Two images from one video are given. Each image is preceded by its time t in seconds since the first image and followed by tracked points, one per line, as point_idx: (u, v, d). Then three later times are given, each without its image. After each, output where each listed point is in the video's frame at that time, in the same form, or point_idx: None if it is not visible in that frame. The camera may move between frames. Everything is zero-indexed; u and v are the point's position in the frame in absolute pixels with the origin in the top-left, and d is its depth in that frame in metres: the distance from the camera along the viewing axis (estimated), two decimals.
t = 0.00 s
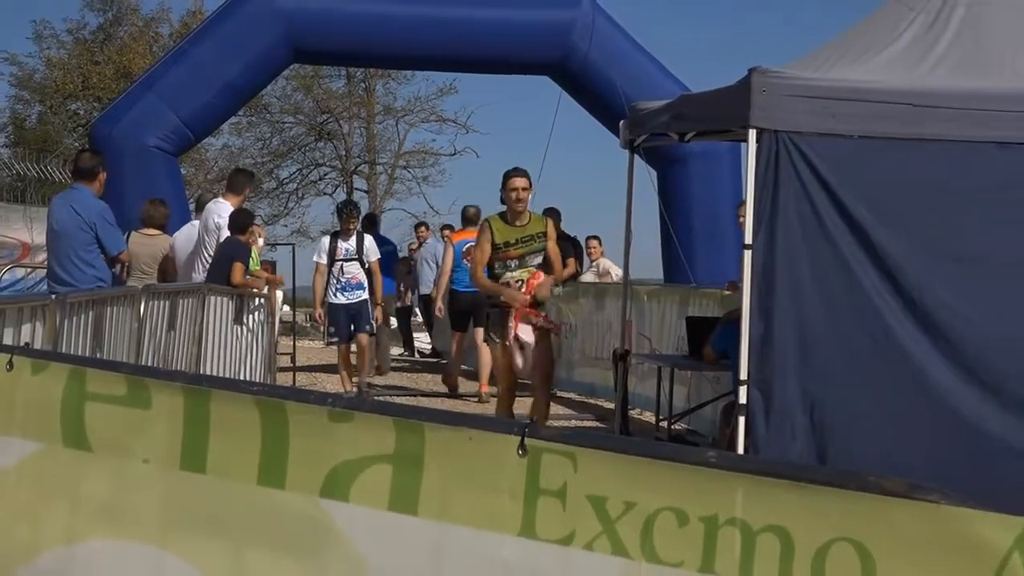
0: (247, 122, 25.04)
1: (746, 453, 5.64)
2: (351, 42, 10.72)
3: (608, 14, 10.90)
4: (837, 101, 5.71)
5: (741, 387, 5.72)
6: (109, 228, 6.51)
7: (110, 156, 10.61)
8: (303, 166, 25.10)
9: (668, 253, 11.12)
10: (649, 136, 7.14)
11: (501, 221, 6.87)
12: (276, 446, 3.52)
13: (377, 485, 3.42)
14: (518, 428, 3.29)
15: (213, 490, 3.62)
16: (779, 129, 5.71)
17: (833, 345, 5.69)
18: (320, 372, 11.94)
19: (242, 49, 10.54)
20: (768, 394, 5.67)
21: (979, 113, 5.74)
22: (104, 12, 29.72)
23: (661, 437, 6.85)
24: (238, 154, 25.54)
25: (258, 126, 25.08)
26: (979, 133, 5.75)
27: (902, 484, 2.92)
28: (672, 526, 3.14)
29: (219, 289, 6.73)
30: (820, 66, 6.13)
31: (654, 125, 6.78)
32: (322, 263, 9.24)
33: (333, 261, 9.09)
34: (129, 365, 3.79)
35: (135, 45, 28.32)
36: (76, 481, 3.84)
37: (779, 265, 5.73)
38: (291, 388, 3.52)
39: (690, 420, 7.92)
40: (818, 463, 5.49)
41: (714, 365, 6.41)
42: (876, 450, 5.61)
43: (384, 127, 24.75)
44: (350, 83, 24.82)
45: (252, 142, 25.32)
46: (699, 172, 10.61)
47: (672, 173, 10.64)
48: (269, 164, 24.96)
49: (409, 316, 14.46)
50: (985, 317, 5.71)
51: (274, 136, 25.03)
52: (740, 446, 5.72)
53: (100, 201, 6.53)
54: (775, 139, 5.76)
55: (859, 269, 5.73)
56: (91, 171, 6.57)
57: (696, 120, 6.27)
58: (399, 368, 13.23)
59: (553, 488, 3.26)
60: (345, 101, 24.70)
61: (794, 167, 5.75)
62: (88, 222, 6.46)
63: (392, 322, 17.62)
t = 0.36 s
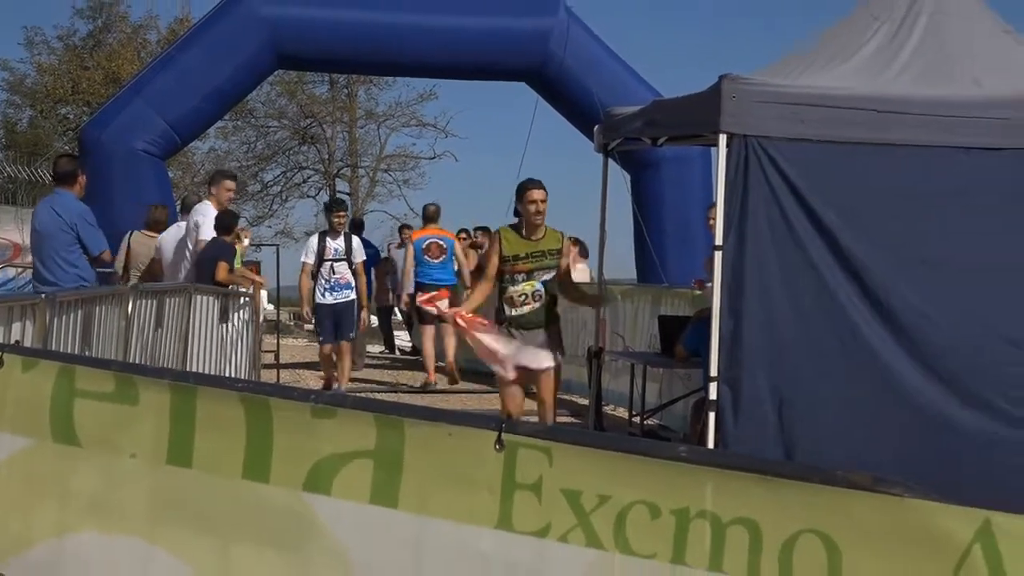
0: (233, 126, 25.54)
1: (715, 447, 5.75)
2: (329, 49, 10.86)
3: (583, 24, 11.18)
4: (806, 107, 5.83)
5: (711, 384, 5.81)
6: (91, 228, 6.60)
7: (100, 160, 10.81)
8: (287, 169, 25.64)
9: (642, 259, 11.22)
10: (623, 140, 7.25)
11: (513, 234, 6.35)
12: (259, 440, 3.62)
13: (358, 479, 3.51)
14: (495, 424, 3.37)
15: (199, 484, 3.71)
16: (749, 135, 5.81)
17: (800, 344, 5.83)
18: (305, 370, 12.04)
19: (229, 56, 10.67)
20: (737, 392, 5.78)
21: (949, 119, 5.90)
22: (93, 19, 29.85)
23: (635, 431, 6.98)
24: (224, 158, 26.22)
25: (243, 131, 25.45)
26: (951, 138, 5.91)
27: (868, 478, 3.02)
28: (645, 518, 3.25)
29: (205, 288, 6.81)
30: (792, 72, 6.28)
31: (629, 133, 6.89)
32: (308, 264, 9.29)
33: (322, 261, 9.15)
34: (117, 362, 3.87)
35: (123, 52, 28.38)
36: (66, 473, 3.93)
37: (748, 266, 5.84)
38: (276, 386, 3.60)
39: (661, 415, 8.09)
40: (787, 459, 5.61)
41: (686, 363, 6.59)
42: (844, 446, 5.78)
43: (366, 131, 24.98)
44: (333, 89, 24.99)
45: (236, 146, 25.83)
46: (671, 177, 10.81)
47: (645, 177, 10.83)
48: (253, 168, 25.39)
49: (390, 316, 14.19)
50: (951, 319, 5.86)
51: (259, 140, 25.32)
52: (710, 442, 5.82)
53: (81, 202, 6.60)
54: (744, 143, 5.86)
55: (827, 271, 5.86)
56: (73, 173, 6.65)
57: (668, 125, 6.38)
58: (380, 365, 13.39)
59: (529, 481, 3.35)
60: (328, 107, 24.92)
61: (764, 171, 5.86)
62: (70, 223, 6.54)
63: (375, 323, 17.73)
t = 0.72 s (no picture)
0: (214, 130, 26.52)
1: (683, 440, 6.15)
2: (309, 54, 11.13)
3: (555, 31, 11.53)
4: (769, 112, 6.26)
5: (677, 378, 6.24)
6: (70, 226, 6.92)
7: (86, 162, 11.02)
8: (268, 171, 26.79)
9: (611, 259, 11.54)
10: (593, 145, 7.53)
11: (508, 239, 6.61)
12: (239, 435, 3.72)
13: (335, 474, 3.61)
14: (469, 419, 3.49)
15: (180, 478, 3.81)
16: (715, 139, 6.23)
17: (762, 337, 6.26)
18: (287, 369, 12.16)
19: (210, 62, 10.89)
20: (702, 385, 6.20)
21: (902, 122, 6.36)
22: (78, 26, 29.83)
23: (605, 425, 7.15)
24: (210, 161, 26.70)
25: (224, 135, 26.48)
26: (902, 141, 6.37)
27: (828, 469, 3.15)
28: (614, 510, 3.36)
29: (187, 287, 6.91)
30: (757, 78, 6.61)
31: (598, 134, 7.31)
32: (290, 267, 9.46)
33: (303, 263, 9.25)
34: (100, 360, 3.97)
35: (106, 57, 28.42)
36: (50, 468, 4.01)
37: (713, 263, 6.27)
38: (257, 383, 3.72)
39: (630, 411, 8.28)
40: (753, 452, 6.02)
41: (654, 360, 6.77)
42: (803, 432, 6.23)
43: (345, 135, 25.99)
44: (312, 94, 26.06)
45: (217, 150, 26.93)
46: (640, 179, 11.17)
47: (616, 179, 11.20)
48: (235, 171, 26.57)
49: (368, 314, 14.35)
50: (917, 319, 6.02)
51: (240, 143, 26.45)
52: (678, 434, 6.21)
53: (59, 201, 6.92)
54: (710, 147, 6.29)
55: (787, 268, 6.29)
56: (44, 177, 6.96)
57: (636, 131, 6.78)
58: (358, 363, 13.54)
59: (501, 475, 3.46)
60: (308, 111, 25.96)
61: (728, 174, 6.29)
62: (51, 221, 6.85)
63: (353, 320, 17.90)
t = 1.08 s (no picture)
0: (196, 132, 27.85)
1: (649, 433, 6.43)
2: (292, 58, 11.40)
3: (526, 36, 11.91)
4: (733, 116, 6.50)
5: (644, 374, 6.52)
6: (54, 221, 7.32)
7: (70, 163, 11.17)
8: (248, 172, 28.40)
9: (580, 257, 12.12)
10: (563, 145, 7.76)
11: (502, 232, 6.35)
12: (220, 429, 3.82)
13: (313, 466, 3.71)
14: (442, 412, 3.60)
15: (161, 470, 3.91)
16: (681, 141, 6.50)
17: (727, 332, 6.53)
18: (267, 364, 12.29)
19: (190, 66, 11.06)
20: (669, 380, 6.49)
21: (859, 125, 6.60)
22: (62, 30, 29.91)
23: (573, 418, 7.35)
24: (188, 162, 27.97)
25: (206, 135, 27.86)
26: (859, 144, 6.61)
27: (790, 461, 3.26)
28: (583, 501, 3.46)
29: (168, 284, 7.00)
30: (721, 83, 6.92)
31: (568, 136, 7.53)
32: (268, 261, 9.35)
33: (281, 258, 9.32)
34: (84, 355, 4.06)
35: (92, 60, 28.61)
36: (35, 460, 4.11)
37: (679, 262, 6.53)
38: (237, 378, 3.82)
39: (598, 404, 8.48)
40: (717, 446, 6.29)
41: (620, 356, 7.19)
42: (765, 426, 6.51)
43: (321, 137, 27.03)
44: (291, 98, 27.66)
45: (199, 151, 28.31)
46: (609, 181, 11.68)
47: (586, 182, 11.71)
48: (215, 171, 28.16)
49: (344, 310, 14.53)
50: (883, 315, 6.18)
51: (220, 145, 28.06)
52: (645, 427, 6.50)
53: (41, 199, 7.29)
54: (676, 150, 6.55)
55: (752, 267, 6.56)
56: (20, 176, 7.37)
57: (606, 133, 6.99)
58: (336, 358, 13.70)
59: (473, 467, 3.57)
60: (286, 114, 27.62)
61: (695, 176, 6.55)
62: (38, 217, 7.23)
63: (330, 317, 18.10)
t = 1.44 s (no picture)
0: (181, 132, 28.75)
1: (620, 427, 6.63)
2: (282, 64, 11.63)
3: (503, 40, 12.00)
4: (704, 118, 6.68)
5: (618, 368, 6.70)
6: (45, 218, 7.50)
7: (59, 161, 11.33)
8: (232, 171, 29.11)
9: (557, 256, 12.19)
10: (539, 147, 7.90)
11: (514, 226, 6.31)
12: (208, 419, 3.92)
13: (297, 455, 3.79)
14: (424, 405, 3.67)
15: (149, 459, 4.01)
16: (654, 143, 6.67)
17: (697, 329, 6.75)
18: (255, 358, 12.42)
19: (178, 66, 11.28)
20: (642, 374, 6.68)
21: (828, 128, 6.79)
22: (51, 31, 30.06)
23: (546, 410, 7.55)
24: (173, 160, 29.37)
25: (190, 135, 28.74)
26: (827, 146, 6.80)
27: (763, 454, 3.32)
28: (560, 491, 3.52)
29: (156, 279, 7.10)
30: (691, 89, 7.15)
31: (544, 137, 7.65)
32: (264, 259, 9.47)
33: (278, 257, 9.43)
34: (73, 348, 4.17)
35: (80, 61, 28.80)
36: (24, 451, 4.22)
37: (651, 261, 6.73)
38: (224, 370, 3.93)
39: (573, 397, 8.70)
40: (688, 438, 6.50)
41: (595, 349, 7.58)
42: (737, 418, 6.74)
43: (304, 137, 28.21)
44: (274, 98, 28.60)
45: (185, 150, 29.13)
46: (584, 181, 11.75)
47: (559, 181, 11.80)
48: (201, 169, 29.00)
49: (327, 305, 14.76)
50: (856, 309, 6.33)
51: (206, 143, 28.88)
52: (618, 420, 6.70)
53: (31, 196, 7.46)
54: (649, 151, 6.72)
55: (722, 265, 6.77)
56: (12, 174, 7.57)
57: (581, 133, 7.15)
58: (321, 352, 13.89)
59: (454, 457, 3.63)
60: (270, 114, 28.55)
61: (668, 177, 6.73)
62: (28, 214, 7.40)
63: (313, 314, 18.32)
